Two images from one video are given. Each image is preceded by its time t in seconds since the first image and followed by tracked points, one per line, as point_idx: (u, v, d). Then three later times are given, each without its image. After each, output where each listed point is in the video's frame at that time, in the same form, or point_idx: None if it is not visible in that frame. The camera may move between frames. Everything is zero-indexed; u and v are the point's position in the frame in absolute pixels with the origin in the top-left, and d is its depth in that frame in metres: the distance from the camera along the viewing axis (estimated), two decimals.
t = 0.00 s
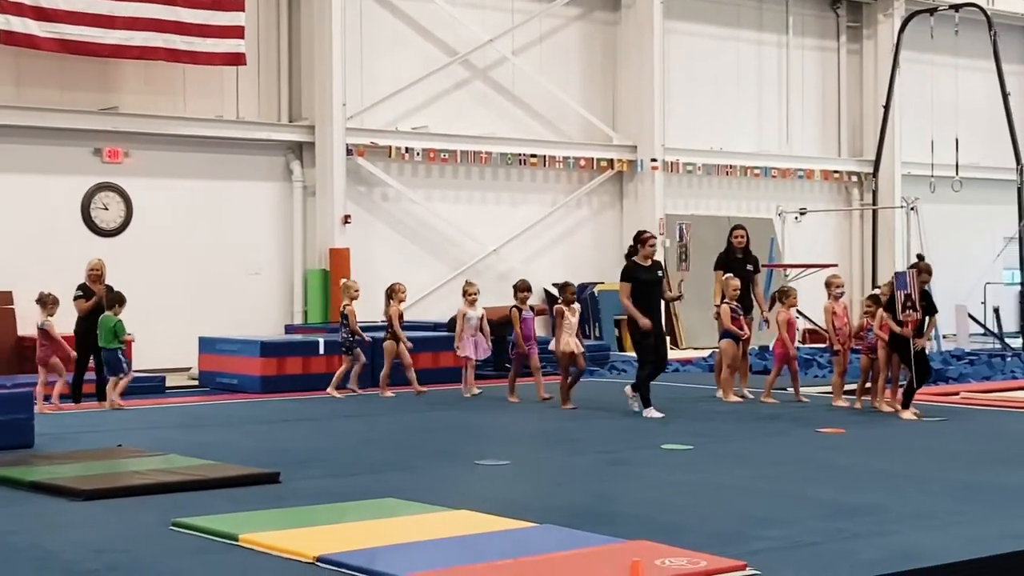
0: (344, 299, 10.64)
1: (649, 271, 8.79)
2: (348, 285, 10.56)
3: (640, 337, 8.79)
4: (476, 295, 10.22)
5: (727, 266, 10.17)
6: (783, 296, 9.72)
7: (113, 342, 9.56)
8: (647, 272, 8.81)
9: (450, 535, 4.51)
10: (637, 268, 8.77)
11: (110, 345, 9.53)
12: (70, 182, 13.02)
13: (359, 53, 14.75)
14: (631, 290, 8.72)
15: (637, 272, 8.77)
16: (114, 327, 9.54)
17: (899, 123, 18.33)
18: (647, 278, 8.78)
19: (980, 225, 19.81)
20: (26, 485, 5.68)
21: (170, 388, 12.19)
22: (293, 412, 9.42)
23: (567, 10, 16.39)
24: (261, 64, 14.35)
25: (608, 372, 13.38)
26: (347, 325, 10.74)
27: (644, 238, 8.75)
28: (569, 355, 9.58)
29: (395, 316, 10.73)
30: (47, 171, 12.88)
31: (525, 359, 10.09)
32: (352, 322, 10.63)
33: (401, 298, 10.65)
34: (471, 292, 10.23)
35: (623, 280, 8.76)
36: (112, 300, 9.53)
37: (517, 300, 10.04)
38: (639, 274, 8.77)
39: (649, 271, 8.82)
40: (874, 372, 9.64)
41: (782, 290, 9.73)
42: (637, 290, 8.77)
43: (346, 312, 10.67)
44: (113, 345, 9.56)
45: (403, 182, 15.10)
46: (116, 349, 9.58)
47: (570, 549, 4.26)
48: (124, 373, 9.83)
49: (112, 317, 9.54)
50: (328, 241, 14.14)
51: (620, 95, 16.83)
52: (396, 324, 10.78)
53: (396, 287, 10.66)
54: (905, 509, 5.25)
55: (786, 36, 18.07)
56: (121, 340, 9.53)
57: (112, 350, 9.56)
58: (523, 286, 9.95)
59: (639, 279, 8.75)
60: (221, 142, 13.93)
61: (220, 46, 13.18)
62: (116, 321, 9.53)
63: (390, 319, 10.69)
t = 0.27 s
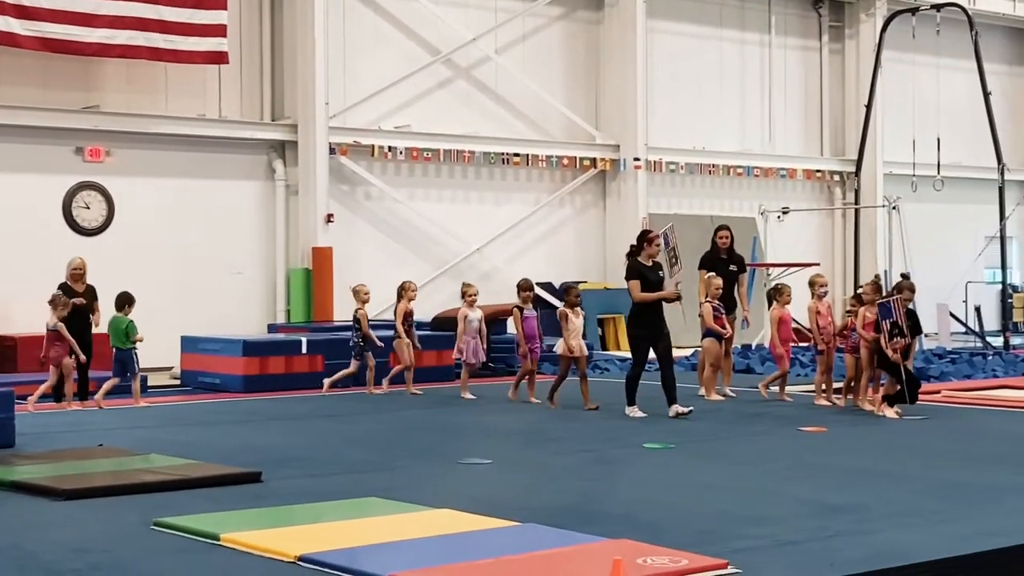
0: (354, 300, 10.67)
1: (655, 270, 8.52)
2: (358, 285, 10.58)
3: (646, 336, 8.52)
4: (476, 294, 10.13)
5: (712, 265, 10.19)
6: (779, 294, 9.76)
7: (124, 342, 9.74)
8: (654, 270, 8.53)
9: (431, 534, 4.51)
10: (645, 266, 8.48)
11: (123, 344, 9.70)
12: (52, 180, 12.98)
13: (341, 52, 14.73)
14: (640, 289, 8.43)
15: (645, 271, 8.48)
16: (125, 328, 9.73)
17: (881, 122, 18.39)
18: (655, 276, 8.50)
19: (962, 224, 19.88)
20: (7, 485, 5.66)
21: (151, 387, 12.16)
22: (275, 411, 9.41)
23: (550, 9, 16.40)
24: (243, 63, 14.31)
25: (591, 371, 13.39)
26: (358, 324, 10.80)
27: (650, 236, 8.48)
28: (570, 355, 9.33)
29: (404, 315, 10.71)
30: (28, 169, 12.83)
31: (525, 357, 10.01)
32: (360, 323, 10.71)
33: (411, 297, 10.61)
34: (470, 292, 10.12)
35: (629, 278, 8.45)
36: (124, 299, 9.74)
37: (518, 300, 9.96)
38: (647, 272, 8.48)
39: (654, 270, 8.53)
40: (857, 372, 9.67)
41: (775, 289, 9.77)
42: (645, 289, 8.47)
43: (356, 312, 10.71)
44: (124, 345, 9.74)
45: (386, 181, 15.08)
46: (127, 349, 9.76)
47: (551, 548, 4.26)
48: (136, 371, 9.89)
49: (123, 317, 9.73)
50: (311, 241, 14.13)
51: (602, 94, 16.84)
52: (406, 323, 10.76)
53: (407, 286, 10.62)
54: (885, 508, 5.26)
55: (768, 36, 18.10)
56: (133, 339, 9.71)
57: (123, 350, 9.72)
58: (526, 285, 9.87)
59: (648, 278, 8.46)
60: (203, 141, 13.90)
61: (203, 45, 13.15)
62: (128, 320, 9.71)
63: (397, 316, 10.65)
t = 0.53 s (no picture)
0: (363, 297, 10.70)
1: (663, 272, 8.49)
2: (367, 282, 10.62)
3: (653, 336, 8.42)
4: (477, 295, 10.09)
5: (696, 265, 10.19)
6: (772, 291, 9.79)
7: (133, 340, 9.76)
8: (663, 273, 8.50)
9: (415, 533, 4.51)
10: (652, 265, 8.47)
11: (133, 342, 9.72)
12: (34, 178, 12.94)
13: (325, 51, 14.71)
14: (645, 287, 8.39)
15: (654, 270, 8.46)
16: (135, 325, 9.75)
17: (864, 122, 18.42)
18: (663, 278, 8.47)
19: (945, 224, 19.94)
20: None
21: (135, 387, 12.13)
22: (259, 410, 9.39)
23: (534, 8, 16.39)
24: (227, 61, 14.28)
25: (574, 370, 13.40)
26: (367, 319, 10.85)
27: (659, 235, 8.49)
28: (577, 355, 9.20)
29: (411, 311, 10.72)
30: (10, 167, 12.78)
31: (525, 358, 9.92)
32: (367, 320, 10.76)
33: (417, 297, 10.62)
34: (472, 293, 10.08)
35: (637, 277, 8.42)
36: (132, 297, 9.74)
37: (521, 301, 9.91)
38: (655, 271, 8.47)
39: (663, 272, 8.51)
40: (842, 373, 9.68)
41: (768, 286, 9.81)
42: (652, 288, 8.45)
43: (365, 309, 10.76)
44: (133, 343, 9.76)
45: (370, 180, 15.07)
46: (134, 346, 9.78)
47: (536, 547, 4.26)
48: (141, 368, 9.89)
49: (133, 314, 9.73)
50: (295, 240, 14.12)
51: (587, 94, 16.85)
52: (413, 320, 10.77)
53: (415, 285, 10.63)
54: (868, 507, 5.27)
55: (752, 35, 18.12)
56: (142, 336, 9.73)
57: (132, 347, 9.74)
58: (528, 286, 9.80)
59: (654, 277, 8.43)
60: (187, 140, 13.87)
61: (186, 43, 13.11)
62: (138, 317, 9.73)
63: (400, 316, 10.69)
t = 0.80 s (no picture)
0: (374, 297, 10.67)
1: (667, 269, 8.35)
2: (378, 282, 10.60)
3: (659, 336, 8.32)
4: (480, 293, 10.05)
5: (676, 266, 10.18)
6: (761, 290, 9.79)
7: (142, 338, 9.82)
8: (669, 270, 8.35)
9: (398, 533, 4.50)
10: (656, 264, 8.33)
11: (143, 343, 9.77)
12: (17, 178, 12.91)
13: (309, 50, 14.69)
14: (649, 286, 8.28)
15: (657, 269, 8.32)
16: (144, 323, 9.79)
17: (848, 121, 18.47)
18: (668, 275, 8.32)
19: (928, 222, 20.00)
20: None
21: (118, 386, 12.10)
22: (243, 410, 9.38)
23: (518, 8, 16.40)
24: (210, 60, 14.26)
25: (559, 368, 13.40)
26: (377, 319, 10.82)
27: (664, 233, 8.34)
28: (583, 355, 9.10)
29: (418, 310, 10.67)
30: None
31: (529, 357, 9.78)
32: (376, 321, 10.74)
33: (422, 294, 10.59)
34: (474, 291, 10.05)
35: (640, 277, 8.31)
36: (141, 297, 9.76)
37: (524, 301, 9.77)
38: (658, 270, 8.31)
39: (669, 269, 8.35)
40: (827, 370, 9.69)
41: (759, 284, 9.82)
42: (655, 287, 8.32)
43: (375, 309, 10.75)
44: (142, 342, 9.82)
45: (354, 179, 15.05)
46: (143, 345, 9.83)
47: (520, 546, 4.26)
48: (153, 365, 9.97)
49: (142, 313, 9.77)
50: (279, 239, 14.10)
51: (571, 94, 16.86)
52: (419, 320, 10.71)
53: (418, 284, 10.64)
54: (851, 505, 5.28)
55: (736, 35, 18.15)
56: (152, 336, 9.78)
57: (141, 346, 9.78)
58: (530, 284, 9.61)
59: (658, 274, 8.30)
60: (170, 139, 13.84)
61: (169, 42, 13.07)
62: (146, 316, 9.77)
63: (404, 314, 10.63)
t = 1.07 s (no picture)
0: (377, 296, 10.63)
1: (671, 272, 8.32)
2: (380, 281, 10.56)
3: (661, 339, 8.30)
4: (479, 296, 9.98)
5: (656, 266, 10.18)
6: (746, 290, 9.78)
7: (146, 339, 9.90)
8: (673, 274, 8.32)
9: (378, 532, 4.50)
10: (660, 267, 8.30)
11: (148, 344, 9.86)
12: None
13: (289, 49, 14.67)
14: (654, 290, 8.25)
15: (661, 273, 8.29)
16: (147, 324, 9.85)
17: (827, 120, 18.52)
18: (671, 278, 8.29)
19: (907, 221, 20.06)
20: None
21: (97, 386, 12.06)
22: (223, 410, 9.36)
23: (497, 7, 16.40)
24: (190, 58, 14.22)
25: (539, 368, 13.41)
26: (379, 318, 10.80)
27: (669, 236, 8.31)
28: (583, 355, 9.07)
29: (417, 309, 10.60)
30: None
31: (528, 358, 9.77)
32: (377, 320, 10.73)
33: (421, 294, 10.51)
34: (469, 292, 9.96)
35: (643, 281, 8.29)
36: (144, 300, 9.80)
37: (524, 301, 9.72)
38: (661, 274, 8.29)
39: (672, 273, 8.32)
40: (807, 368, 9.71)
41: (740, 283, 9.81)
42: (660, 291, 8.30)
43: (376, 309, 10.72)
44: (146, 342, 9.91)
45: (334, 178, 15.03)
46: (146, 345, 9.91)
47: (499, 545, 4.26)
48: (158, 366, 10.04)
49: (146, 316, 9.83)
50: (259, 238, 14.07)
51: (551, 93, 16.86)
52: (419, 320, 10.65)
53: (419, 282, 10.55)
54: (830, 503, 5.29)
55: (715, 34, 18.19)
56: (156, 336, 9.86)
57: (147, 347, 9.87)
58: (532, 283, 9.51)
59: (662, 278, 8.27)
60: (149, 138, 13.80)
61: (148, 41, 13.04)
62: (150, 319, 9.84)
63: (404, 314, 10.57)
